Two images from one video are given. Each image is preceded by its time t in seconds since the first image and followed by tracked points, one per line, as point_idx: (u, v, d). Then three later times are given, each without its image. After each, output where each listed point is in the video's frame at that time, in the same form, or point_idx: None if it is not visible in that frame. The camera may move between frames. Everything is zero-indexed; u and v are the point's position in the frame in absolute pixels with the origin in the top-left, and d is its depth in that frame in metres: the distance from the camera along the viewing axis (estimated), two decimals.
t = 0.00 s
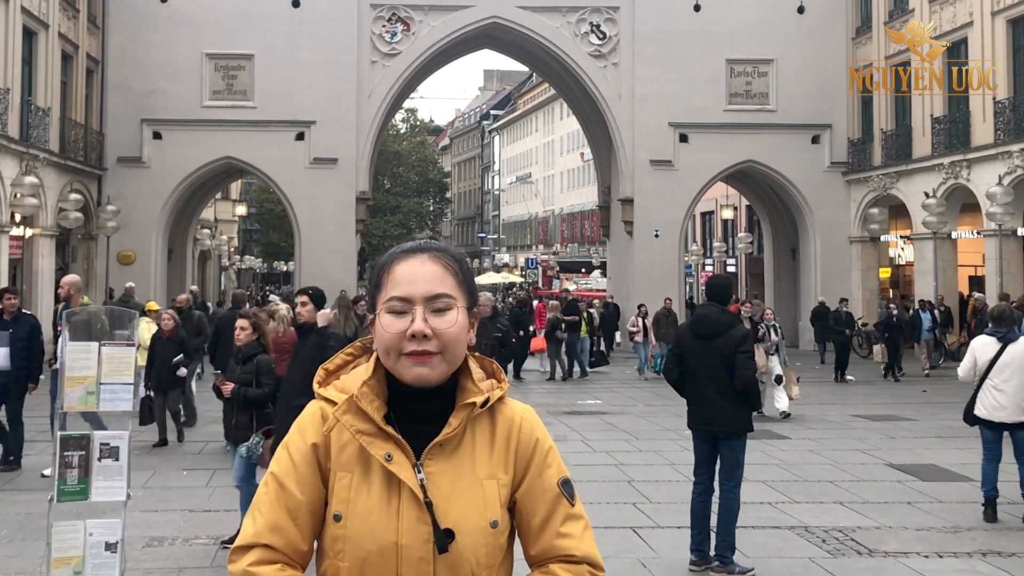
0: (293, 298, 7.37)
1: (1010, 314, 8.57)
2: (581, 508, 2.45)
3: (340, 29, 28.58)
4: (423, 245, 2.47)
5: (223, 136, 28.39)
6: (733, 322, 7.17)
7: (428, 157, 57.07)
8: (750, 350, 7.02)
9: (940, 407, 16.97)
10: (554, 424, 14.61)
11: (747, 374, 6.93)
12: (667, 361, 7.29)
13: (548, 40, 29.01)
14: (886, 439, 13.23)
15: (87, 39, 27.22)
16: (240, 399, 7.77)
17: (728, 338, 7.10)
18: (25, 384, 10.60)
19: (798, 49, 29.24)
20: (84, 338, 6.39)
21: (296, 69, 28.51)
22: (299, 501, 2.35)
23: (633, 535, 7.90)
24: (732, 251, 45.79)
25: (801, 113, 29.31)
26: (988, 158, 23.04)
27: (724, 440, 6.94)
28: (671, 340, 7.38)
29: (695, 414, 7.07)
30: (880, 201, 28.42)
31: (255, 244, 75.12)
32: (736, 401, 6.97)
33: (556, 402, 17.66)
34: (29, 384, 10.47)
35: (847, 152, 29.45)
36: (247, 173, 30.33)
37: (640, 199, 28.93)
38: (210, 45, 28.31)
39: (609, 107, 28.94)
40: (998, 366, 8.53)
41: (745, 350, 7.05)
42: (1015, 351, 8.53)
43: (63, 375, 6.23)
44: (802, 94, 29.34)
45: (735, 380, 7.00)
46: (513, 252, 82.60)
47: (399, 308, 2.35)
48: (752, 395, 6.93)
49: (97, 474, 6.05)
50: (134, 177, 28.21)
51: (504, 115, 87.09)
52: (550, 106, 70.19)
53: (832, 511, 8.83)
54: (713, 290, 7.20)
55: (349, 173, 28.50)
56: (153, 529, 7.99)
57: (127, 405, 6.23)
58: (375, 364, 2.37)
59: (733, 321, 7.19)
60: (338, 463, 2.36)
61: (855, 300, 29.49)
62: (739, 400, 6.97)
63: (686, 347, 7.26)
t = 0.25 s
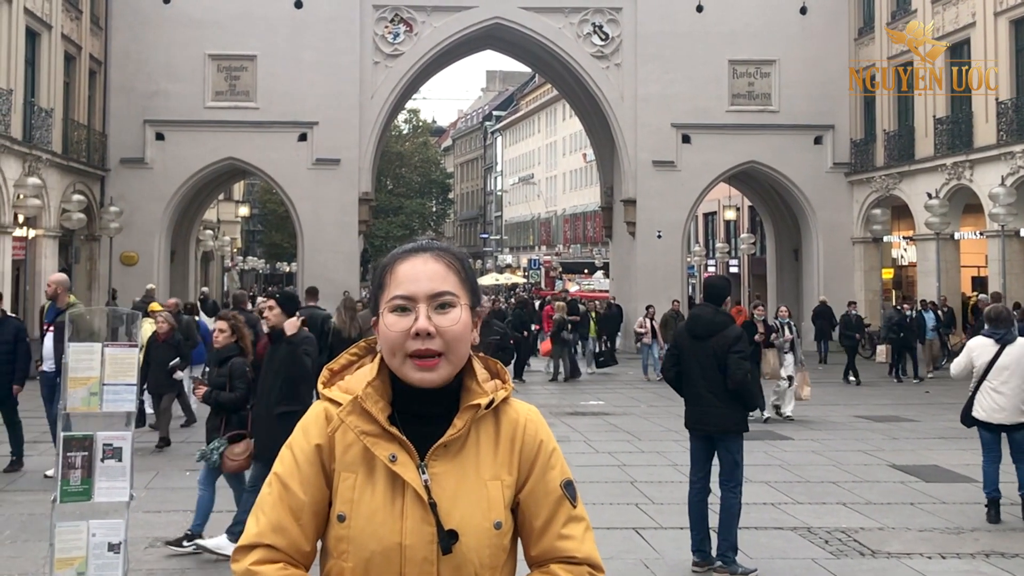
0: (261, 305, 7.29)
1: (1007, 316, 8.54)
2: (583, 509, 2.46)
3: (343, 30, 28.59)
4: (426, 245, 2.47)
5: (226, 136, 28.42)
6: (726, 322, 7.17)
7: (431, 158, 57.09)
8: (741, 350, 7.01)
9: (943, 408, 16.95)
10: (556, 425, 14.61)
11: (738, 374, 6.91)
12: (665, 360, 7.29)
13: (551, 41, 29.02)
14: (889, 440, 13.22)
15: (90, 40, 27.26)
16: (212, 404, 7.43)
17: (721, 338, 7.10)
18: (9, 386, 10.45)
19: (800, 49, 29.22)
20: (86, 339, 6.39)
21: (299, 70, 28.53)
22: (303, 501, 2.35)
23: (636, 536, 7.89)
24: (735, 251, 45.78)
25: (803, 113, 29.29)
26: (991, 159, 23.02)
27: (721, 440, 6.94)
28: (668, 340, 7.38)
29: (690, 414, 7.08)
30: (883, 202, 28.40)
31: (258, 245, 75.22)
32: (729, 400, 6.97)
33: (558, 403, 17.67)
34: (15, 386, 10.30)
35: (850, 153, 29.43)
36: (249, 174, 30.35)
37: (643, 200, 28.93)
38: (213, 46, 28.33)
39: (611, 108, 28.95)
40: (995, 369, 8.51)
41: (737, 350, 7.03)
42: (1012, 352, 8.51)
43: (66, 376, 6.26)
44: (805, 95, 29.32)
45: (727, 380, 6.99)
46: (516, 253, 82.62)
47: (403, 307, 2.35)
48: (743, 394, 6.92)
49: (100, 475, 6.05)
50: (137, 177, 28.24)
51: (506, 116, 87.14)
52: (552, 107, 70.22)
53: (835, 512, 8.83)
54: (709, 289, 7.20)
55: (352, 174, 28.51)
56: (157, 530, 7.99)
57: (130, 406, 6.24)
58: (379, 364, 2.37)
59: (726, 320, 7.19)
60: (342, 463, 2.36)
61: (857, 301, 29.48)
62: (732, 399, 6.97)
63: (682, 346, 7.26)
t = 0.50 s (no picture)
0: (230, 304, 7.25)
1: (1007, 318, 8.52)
2: (584, 511, 2.46)
3: (343, 31, 28.60)
4: (429, 248, 2.47)
5: (226, 137, 28.41)
6: (719, 320, 7.22)
7: (431, 158, 57.11)
8: (731, 348, 7.03)
9: (944, 408, 16.95)
10: (557, 425, 14.62)
11: (726, 372, 6.92)
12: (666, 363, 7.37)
13: (551, 42, 29.02)
14: (889, 440, 13.22)
15: (90, 41, 27.27)
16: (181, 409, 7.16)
17: (712, 336, 7.16)
18: None
19: (800, 50, 29.24)
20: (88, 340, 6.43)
21: (299, 70, 28.54)
22: (304, 502, 2.35)
23: (636, 536, 7.89)
24: (735, 252, 45.79)
25: (804, 113, 29.29)
26: (991, 159, 23.02)
27: (717, 439, 6.93)
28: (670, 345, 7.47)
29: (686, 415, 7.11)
30: (883, 202, 28.41)
31: (258, 245, 75.21)
32: (720, 399, 6.97)
33: (559, 404, 17.68)
34: None
35: (850, 153, 29.43)
36: (250, 175, 30.36)
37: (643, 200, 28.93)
38: (213, 47, 28.34)
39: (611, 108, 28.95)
40: (996, 371, 8.49)
41: (726, 348, 7.06)
42: (1013, 355, 8.50)
43: (67, 376, 6.28)
44: (805, 95, 29.33)
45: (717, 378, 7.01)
46: (516, 253, 82.64)
47: (405, 312, 2.35)
48: (732, 392, 6.91)
49: (102, 475, 6.03)
50: (137, 178, 28.23)
51: (506, 116, 87.13)
52: (552, 107, 70.24)
53: (836, 513, 8.82)
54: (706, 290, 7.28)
55: (352, 175, 28.52)
56: (157, 531, 7.99)
57: (132, 406, 6.24)
58: (382, 365, 2.37)
59: (719, 319, 7.24)
60: (344, 464, 2.36)
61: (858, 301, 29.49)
62: (722, 398, 6.96)
63: (679, 348, 7.34)
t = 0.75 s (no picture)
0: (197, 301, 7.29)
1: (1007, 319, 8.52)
2: (583, 512, 2.46)
3: (341, 32, 28.59)
4: (428, 250, 2.47)
5: (224, 138, 28.40)
6: (713, 320, 7.27)
7: (429, 159, 57.11)
8: (722, 348, 7.06)
9: (942, 409, 16.96)
10: (555, 426, 14.62)
11: (715, 370, 6.93)
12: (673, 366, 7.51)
13: (549, 43, 29.04)
14: (887, 441, 13.23)
15: (88, 42, 27.25)
16: (145, 406, 7.16)
17: (706, 335, 7.22)
18: None
19: (798, 51, 29.26)
20: (85, 340, 6.28)
21: (297, 72, 28.53)
22: (303, 505, 2.35)
23: (634, 538, 7.89)
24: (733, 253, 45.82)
25: (801, 115, 29.31)
26: (988, 161, 23.04)
27: (712, 437, 6.95)
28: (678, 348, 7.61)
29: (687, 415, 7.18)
30: (881, 203, 28.45)
31: (256, 246, 75.16)
32: (713, 399, 6.97)
33: (557, 405, 17.67)
34: None
35: (847, 154, 29.46)
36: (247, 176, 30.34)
37: (641, 201, 28.95)
38: (211, 48, 28.33)
39: (609, 109, 28.97)
40: (995, 371, 8.49)
41: (718, 347, 7.09)
42: (1012, 357, 8.50)
43: (63, 378, 6.20)
44: (803, 97, 29.36)
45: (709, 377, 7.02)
46: (514, 254, 82.64)
47: (404, 314, 2.35)
48: (722, 392, 6.91)
49: (99, 477, 6.04)
50: (135, 179, 28.22)
51: (504, 117, 87.15)
52: (550, 108, 70.27)
53: (834, 514, 8.82)
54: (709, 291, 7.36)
55: (350, 176, 28.52)
56: (155, 532, 7.99)
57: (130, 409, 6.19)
58: (380, 369, 2.37)
59: (714, 319, 7.30)
60: (342, 467, 2.36)
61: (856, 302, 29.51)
62: (715, 397, 6.96)
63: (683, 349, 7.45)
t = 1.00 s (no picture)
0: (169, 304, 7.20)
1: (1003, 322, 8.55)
2: (578, 513, 2.46)
3: (337, 34, 28.59)
4: (423, 249, 2.48)
5: (221, 140, 28.40)
6: (715, 324, 7.26)
7: (425, 161, 57.09)
8: (724, 354, 7.05)
9: (938, 411, 16.99)
10: (551, 428, 14.62)
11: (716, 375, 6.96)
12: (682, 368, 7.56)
13: (546, 45, 29.06)
14: (883, 443, 13.24)
15: (84, 44, 27.23)
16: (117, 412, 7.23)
17: (709, 339, 7.23)
18: None
19: (794, 53, 29.30)
20: (81, 342, 6.22)
21: (293, 73, 28.53)
22: (298, 510, 2.35)
23: (631, 540, 7.90)
24: (729, 255, 45.87)
25: (797, 116, 29.36)
26: (984, 163, 23.08)
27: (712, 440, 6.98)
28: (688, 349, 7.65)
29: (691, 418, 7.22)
30: (877, 205, 28.49)
31: (252, 248, 75.07)
32: (715, 402, 6.99)
33: (554, 407, 17.68)
34: None
35: (843, 156, 29.51)
36: (244, 178, 30.33)
37: (637, 203, 28.96)
38: (207, 50, 28.33)
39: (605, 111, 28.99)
40: (990, 373, 8.52)
41: (719, 351, 7.10)
42: (1006, 359, 8.55)
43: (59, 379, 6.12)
44: (799, 98, 29.40)
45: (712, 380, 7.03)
46: (510, 256, 82.61)
47: (398, 309, 2.36)
48: (724, 396, 6.92)
49: (95, 479, 6.04)
50: (131, 181, 28.20)
51: (500, 119, 87.17)
52: (546, 110, 70.29)
53: (830, 516, 8.83)
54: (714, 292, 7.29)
55: (347, 178, 28.52)
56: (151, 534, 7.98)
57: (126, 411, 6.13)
58: (374, 368, 2.37)
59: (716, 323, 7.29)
60: (336, 471, 2.36)
61: (851, 304, 29.55)
62: (718, 401, 6.97)
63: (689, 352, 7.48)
